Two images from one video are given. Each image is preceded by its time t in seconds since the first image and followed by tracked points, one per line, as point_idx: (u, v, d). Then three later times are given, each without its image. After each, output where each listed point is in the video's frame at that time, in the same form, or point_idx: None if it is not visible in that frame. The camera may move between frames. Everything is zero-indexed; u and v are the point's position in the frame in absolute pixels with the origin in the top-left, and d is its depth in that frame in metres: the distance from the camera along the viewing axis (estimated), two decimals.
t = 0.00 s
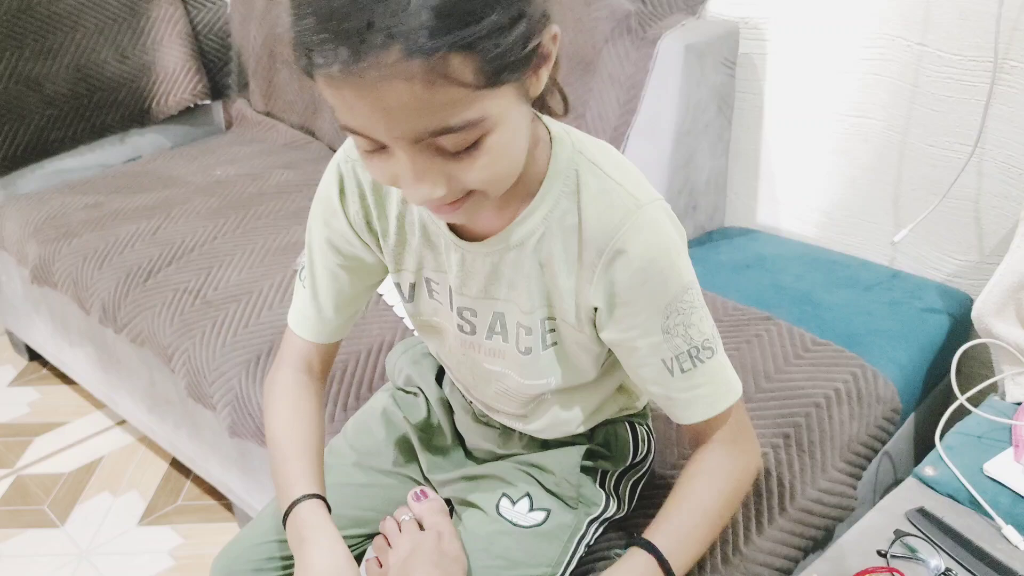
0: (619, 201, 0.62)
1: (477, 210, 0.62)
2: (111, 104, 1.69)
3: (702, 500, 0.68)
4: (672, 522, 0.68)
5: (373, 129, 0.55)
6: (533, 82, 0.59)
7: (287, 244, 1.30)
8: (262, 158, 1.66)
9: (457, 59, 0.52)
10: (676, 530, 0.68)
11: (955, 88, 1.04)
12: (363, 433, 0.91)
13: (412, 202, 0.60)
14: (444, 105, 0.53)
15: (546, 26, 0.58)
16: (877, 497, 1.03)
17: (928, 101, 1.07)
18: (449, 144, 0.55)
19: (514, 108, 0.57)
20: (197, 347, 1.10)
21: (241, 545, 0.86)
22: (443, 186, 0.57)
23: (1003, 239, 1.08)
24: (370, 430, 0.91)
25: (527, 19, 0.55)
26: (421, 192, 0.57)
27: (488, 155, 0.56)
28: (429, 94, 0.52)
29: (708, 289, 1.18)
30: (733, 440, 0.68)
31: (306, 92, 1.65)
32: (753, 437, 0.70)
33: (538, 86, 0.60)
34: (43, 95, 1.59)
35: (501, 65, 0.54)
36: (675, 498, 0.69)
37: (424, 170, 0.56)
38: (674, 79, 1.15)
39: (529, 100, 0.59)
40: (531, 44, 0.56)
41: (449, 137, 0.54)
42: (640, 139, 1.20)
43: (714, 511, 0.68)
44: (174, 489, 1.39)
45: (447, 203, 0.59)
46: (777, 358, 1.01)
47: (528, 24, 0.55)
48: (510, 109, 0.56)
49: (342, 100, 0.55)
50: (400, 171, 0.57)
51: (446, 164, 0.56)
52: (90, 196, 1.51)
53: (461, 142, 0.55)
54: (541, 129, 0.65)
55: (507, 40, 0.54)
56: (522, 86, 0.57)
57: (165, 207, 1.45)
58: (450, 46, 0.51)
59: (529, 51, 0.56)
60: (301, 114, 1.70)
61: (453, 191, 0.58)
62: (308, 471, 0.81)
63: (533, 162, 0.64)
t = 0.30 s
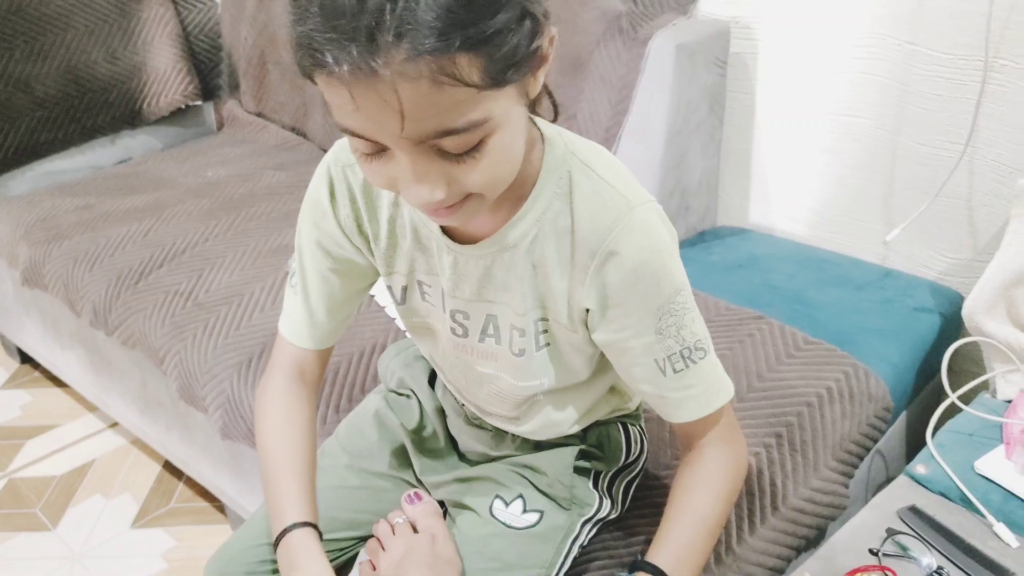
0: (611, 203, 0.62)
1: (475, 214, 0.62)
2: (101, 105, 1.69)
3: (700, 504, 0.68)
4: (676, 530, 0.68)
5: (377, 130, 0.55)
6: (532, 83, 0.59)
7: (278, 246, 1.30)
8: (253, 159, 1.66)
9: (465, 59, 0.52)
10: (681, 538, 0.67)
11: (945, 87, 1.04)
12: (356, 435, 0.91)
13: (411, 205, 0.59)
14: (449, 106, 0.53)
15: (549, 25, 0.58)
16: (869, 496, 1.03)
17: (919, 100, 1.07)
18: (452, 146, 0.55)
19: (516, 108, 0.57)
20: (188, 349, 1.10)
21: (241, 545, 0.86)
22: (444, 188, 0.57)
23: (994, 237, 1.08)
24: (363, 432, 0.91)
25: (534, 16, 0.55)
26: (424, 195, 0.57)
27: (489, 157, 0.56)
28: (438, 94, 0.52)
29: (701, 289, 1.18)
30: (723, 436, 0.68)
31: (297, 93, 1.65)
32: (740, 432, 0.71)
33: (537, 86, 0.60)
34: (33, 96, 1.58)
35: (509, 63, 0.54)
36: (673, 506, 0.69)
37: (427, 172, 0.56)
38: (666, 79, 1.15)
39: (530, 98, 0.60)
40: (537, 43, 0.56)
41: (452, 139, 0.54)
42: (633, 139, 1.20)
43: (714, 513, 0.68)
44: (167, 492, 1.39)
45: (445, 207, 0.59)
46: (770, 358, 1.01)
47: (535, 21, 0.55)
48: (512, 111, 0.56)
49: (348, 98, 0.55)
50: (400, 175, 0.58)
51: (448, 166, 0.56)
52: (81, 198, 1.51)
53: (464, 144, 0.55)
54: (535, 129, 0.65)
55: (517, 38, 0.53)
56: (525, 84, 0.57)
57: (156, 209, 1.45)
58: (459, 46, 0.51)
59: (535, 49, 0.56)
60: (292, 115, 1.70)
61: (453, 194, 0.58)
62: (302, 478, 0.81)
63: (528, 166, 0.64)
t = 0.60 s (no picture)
0: (598, 216, 0.62)
1: (454, 233, 0.62)
2: (92, 109, 1.68)
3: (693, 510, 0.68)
4: (669, 538, 0.68)
5: (356, 152, 0.55)
6: (519, 111, 0.58)
7: (269, 250, 1.29)
8: (244, 163, 1.65)
9: (448, 92, 0.51)
10: (674, 546, 0.67)
11: (935, 88, 1.04)
12: (347, 440, 0.91)
13: (389, 224, 0.59)
14: (430, 135, 0.53)
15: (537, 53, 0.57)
16: (861, 497, 1.03)
17: (909, 101, 1.07)
18: (432, 173, 0.55)
19: (499, 136, 0.57)
20: (179, 354, 1.10)
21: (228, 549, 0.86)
22: (421, 212, 0.57)
23: (984, 237, 1.08)
24: (354, 437, 0.91)
25: (523, 50, 0.54)
26: (403, 217, 0.57)
27: (469, 185, 0.56)
28: (417, 126, 0.52)
29: (692, 291, 1.18)
30: (711, 445, 0.69)
31: (287, 97, 1.65)
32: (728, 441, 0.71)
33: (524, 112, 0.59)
34: (22, 100, 1.57)
35: (493, 97, 0.53)
36: (663, 515, 0.69)
37: (405, 197, 0.56)
38: (656, 80, 1.15)
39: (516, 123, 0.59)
40: (524, 77, 0.55)
41: (432, 167, 0.54)
42: (624, 140, 1.20)
43: (706, 521, 0.68)
44: (159, 497, 1.38)
45: (422, 227, 0.59)
46: (761, 360, 1.01)
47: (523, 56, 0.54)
48: (496, 141, 0.56)
49: (327, 122, 0.55)
50: (378, 197, 0.57)
51: (427, 192, 0.56)
52: (71, 202, 1.50)
53: (444, 172, 0.55)
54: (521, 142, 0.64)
55: (502, 75, 0.53)
56: (509, 116, 0.57)
57: (147, 213, 1.44)
58: (443, 79, 0.51)
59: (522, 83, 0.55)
60: (283, 119, 1.70)
61: (431, 217, 0.58)
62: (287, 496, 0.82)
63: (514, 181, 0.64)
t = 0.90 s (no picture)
0: (582, 233, 0.61)
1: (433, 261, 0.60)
2: (85, 113, 1.68)
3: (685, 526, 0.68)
4: (663, 552, 0.68)
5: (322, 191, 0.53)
6: (495, 140, 0.55)
7: (264, 252, 1.30)
8: (239, 166, 1.66)
9: (413, 132, 0.49)
10: (667, 560, 0.67)
11: (926, 87, 1.05)
12: (343, 443, 0.91)
13: (364, 258, 0.58)
14: (397, 176, 0.51)
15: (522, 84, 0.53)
16: (857, 496, 1.03)
17: (902, 100, 1.08)
18: (402, 211, 0.53)
19: (472, 169, 0.55)
20: (173, 358, 1.10)
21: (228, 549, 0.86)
22: (394, 248, 0.55)
23: (976, 236, 1.09)
24: (350, 440, 0.90)
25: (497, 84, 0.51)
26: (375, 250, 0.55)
27: (443, 219, 0.55)
28: (381, 170, 0.50)
29: (687, 292, 1.18)
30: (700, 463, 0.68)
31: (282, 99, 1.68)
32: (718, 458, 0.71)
33: (501, 140, 0.56)
34: (14, 104, 1.57)
35: (463, 132, 0.51)
36: (654, 530, 0.69)
37: (376, 234, 0.54)
38: (649, 81, 1.15)
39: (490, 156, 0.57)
40: (497, 109, 0.52)
41: (402, 205, 0.52)
42: (618, 141, 1.21)
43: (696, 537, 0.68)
44: (154, 501, 1.38)
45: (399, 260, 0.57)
46: (755, 360, 1.01)
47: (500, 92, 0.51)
48: (467, 174, 0.54)
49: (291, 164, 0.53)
50: (348, 232, 0.55)
51: (398, 229, 0.54)
52: (65, 206, 1.50)
53: (415, 209, 0.53)
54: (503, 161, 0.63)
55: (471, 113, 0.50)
56: (482, 149, 0.54)
57: (141, 217, 1.44)
58: (407, 121, 0.48)
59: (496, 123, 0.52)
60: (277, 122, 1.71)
61: (406, 252, 0.56)
62: (287, 511, 0.82)
63: (498, 199, 0.63)
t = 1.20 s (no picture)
0: (534, 306, 0.62)
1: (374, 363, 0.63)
2: (80, 118, 1.68)
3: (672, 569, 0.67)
4: None
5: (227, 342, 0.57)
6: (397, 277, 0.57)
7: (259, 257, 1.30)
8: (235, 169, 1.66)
9: (290, 295, 0.52)
10: None
11: (919, 90, 1.05)
12: (337, 449, 0.91)
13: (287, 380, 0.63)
14: (287, 333, 0.54)
15: (411, 215, 0.56)
16: (851, 498, 1.04)
17: (894, 103, 1.08)
18: (305, 356, 0.57)
19: (375, 310, 0.57)
20: (168, 365, 1.10)
21: (218, 554, 0.88)
22: (307, 377, 0.60)
23: (967, 238, 1.09)
24: (344, 445, 0.91)
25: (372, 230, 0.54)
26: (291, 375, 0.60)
27: (348, 355, 0.58)
28: (269, 325, 0.53)
29: (682, 295, 1.18)
30: (696, 515, 0.68)
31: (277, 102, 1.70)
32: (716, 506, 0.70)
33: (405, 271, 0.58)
34: (8, 109, 1.58)
35: (352, 277, 0.53)
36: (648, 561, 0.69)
37: (286, 369, 0.59)
38: (643, 85, 1.16)
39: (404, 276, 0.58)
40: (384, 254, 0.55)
41: (302, 352, 0.56)
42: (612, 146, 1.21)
43: None
44: (151, 506, 1.38)
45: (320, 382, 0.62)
46: (749, 362, 1.01)
47: (376, 238, 0.54)
48: (369, 315, 0.56)
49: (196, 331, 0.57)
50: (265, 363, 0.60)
51: (305, 367, 0.58)
52: (60, 212, 1.50)
53: (317, 352, 0.57)
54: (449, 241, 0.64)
55: (343, 260, 0.53)
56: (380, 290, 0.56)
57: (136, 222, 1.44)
58: (283, 279, 0.51)
59: (380, 263, 0.55)
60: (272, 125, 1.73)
61: (323, 377, 0.61)
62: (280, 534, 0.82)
63: (445, 284, 0.64)
